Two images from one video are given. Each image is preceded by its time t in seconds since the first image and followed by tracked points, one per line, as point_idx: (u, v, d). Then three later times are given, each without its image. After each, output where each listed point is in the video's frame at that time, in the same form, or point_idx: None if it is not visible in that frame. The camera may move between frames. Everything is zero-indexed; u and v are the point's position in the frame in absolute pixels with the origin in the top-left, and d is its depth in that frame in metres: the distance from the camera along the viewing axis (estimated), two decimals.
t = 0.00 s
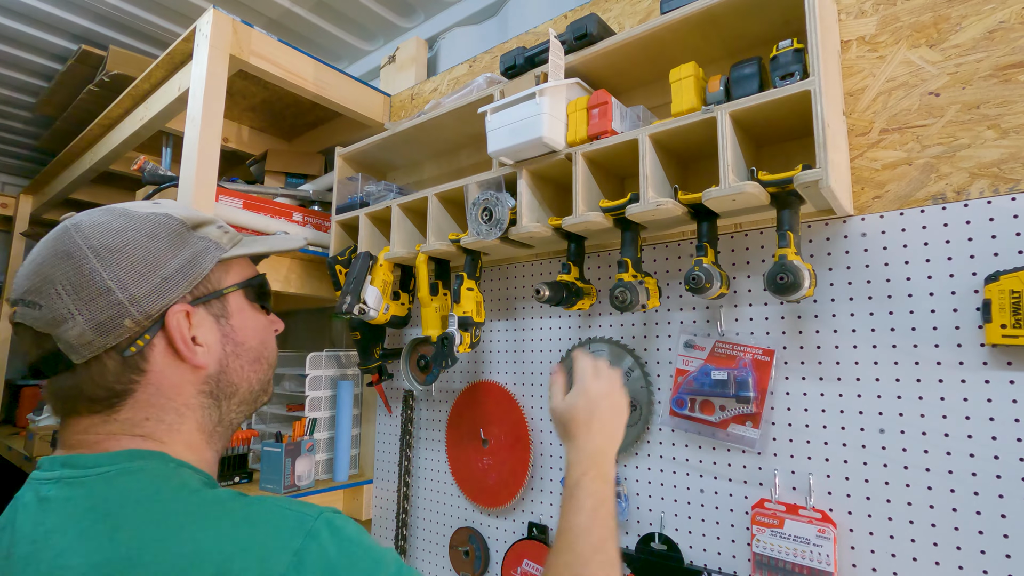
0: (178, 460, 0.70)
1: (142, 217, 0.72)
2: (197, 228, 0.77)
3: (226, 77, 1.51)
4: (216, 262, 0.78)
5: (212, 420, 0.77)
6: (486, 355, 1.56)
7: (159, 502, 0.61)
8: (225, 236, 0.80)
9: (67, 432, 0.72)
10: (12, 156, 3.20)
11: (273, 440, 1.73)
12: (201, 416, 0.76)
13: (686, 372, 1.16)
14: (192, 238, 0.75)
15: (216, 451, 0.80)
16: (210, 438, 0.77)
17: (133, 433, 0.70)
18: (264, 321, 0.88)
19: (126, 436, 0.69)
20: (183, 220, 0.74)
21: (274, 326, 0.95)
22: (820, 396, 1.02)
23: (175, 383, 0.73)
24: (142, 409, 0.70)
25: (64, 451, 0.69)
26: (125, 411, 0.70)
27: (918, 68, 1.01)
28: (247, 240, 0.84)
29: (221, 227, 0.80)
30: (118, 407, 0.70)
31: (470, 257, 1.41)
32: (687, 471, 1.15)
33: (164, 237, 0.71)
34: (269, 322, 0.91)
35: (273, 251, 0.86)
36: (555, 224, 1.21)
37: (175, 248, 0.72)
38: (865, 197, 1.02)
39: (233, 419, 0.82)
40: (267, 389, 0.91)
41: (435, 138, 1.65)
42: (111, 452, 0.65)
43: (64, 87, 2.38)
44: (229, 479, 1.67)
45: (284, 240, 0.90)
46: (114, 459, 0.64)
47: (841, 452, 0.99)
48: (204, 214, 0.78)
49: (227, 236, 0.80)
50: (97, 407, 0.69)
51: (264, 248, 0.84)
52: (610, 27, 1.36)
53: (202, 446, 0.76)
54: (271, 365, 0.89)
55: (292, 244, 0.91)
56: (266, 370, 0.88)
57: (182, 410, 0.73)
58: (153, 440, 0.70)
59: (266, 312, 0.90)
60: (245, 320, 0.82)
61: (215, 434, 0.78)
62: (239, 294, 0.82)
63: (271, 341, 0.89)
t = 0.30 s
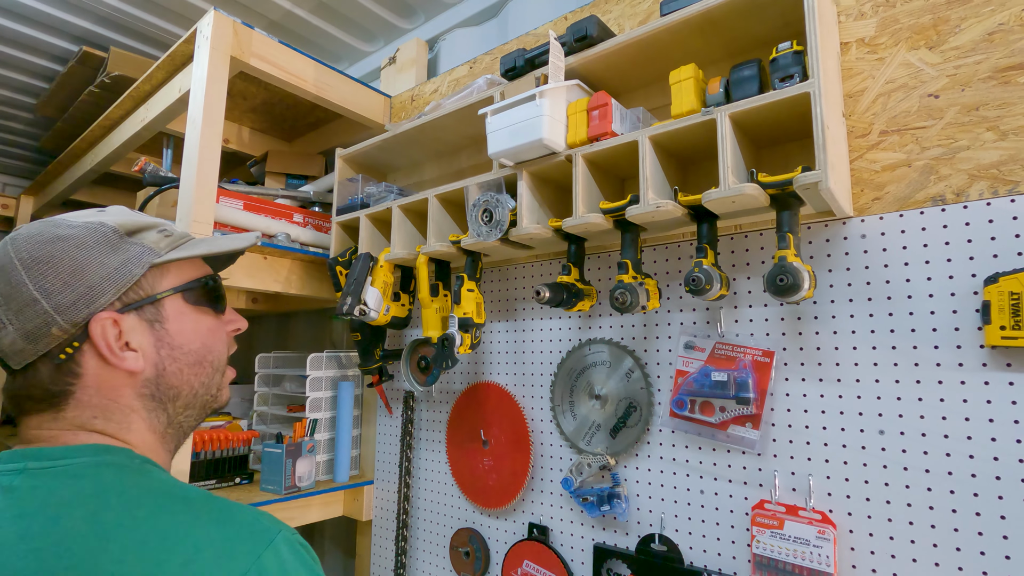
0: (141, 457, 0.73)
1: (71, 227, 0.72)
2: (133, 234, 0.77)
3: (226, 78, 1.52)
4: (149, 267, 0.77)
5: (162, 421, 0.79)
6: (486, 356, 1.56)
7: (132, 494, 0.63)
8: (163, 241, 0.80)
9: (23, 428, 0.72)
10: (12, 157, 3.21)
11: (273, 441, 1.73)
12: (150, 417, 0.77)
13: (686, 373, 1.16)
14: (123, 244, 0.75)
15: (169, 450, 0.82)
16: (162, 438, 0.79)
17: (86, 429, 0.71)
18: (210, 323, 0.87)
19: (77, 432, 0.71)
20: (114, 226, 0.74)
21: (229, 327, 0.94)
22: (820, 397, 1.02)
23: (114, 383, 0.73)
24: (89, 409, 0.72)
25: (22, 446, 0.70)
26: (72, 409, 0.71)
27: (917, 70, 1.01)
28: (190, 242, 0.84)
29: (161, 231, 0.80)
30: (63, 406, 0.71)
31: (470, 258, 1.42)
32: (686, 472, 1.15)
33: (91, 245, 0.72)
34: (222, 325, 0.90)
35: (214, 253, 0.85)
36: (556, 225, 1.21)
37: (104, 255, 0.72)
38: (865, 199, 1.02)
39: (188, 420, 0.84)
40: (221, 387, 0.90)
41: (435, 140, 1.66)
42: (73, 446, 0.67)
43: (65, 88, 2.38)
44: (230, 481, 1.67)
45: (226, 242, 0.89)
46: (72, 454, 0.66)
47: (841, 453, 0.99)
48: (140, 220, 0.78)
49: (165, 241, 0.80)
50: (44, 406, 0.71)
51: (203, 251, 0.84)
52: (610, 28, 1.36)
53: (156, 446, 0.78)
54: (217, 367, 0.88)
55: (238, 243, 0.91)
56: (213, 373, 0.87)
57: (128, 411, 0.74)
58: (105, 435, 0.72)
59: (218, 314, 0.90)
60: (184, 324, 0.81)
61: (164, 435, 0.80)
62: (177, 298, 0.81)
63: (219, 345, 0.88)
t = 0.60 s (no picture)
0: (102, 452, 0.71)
1: (44, 231, 0.73)
2: (102, 241, 0.77)
3: (228, 79, 1.52)
4: (113, 274, 0.76)
5: (124, 422, 0.77)
6: (488, 357, 1.56)
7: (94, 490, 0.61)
8: (132, 248, 0.79)
9: None
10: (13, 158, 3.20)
11: (275, 441, 1.75)
12: (110, 419, 0.76)
13: (689, 374, 1.16)
14: (89, 251, 0.74)
15: (134, 450, 0.81)
16: (123, 439, 0.78)
17: (47, 425, 0.71)
18: (175, 330, 0.84)
19: (36, 426, 0.70)
20: (83, 232, 0.74)
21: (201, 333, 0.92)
22: (824, 398, 1.02)
23: (73, 384, 0.72)
24: (49, 406, 0.71)
25: None
26: (33, 405, 0.71)
27: (920, 71, 1.01)
28: (160, 251, 0.84)
29: (132, 239, 0.80)
30: (24, 401, 0.70)
31: (472, 259, 1.41)
32: (689, 473, 1.15)
33: (57, 250, 0.72)
34: (191, 331, 0.87)
35: (183, 262, 0.83)
36: (559, 226, 1.21)
37: (69, 260, 0.72)
38: (868, 199, 1.02)
39: (155, 422, 0.82)
40: (189, 389, 0.88)
41: (437, 141, 1.66)
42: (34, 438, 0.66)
43: (66, 90, 2.39)
44: (232, 482, 1.67)
45: (198, 252, 0.86)
46: (36, 446, 0.65)
47: (844, 454, 0.99)
48: (113, 227, 0.78)
49: (135, 248, 0.80)
50: (4, 401, 0.70)
51: (171, 260, 0.81)
52: (612, 29, 1.36)
53: (117, 446, 0.77)
54: (182, 373, 0.84)
55: (212, 253, 0.89)
56: (178, 379, 0.84)
57: (87, 410, 0.73)
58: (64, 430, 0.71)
59: (187, 321, 0.87)
60: (145, 331, 0.79)
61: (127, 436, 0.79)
62: (140, 307, 0.79)
63: (185, 352, 0.85)
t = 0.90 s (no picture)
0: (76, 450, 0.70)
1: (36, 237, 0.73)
2: (91, 249, 0.77)
3: (230, 80, 1.52)
4: (97, 281, 0.76)
5: (101, 425, 0.76)
6: (489, 358, 1.56)
7: (55, 503, 0.59)
8: (119, 257, 0.79)
9: None
10: (13, 159, 3.20)
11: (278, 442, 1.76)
12: (88, 421, 0.75)
13: (690, 375, 1.16)
14: (77, 258, 0.74)
15: (113, 451, 0.80)
16: (101, 441, 0.77)
17: (25, 425, 0.71)
18: (157, 337, 0.83)
19: (16, 426, 0.70)
20: (71, 239, 0.74)
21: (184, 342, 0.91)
22: (824, 399, 1.02)
23: (51, 386, 0.72)
24: (29, 407, 0.71)
25: None
26: (13, 405, 0.71)
27: (920, 73, 1.01)
28: (147, 261, 0.83)
29: (121, 248, 0.80)
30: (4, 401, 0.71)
31: (473, 260, 1.42)
32: (690, 474, 1.15)
33: (42, 256, 0.71)
34: (173, 339, 0.86)
35: (168, 271, 0.83)
36: (560, 228, 1.21)
37: (55, 266, 0.72)
38: (869, 201, 1.02)
39: (133, 426, 0.81)
40: (167, 398, 0.85)
41: (438, 142, 1.66)
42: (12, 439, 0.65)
43: (66, 91, 2.39)
44: (233, 483, 1.66)
45: (184, 263, 0.86)
46: (14, 447, 0.64)
47: (845, 454, 0.99)
48: (103, 235, 0.78)
49: (123, 257, 0.79)
50: None
51: (156, 270, 0.81)
52: (613, 31, 1.37)
53: (94, 448, 0.76)
54: (160, 380, 0.82)
55: (195, 264, 0.89)
56: (156, 385, 0.82)
57: (64, 411, 0.73)
58: (41, 430, 0.71)
59: (170, 328, 0.86)
60: (126, 337, 0.78)
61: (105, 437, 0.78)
62: (122, 313, 0.78)
63: (163, 358, 0.84)
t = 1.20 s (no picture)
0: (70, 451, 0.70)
1: (31, 242, 0.73)
2: (86, 255, 0.77)
3: (227, 83, 1.52)
4: (90, 287, 0.75)
5: (95, 430, 0.76)
6: (486, 360, 1.56)
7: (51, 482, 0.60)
8: (113, 263, 0.79)
9: None
10: (11, 161, 3.20)
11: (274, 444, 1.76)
12: (82, 426, 0.75)
13: (687, 377, 1.16)
14: (70, 263, 0.74)
15: (109, 455, 0.80)
16: (96, 444, 0.77)
17: (20, 428, 0.71)
18: (149, 342, 0.81)
19: (8, 429, 0.71)
20: (67, 245, 0.75)
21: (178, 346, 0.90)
22: (820, 401, 1.03)
23: (44, 390, 0.72)
24: (23, 410, 0.72)
25: None
26: (7, 410, 0.72)
27: (915, 77, 1.02)
28: (141, 267, 0.82)
29: (115, 255, 0.80)
30: None
31: (471, 262, 1.42)
32: (687, 476, 1.16)
33: (39, 261, 0.72)
34: (167, 344, 0.84)
35: (161, 277, 0.82)
36: (557, 230, 1.22)
37: (51, 271, 0.72)
38: (864, 204, 1.03)
39: (128, 431, 0.80)
40: (159, 403, 0.83)
41: (436, 145, 1.66)
42: None
43: (65, 94, 2.39)
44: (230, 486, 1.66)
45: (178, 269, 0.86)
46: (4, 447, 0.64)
47: (841, 456, 1.00)
48: (99, 242, 0.79)
49: (116, 263, 0.79)
50: None
51: (149, 275, 0.80)
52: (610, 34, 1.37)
53: (89, 451, 0.76)
54: (151, 385, 0.80)
55: (187, 271, 0.87)
56: (148, 391, 0.80)
57: (57, 415, 0.73)
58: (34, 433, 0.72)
59: (164, 333, 0.84)
60: (117, 343, 0.77)
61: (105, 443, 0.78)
62: (114, 319, 0.77)
63: (156, 364, 0.82)
